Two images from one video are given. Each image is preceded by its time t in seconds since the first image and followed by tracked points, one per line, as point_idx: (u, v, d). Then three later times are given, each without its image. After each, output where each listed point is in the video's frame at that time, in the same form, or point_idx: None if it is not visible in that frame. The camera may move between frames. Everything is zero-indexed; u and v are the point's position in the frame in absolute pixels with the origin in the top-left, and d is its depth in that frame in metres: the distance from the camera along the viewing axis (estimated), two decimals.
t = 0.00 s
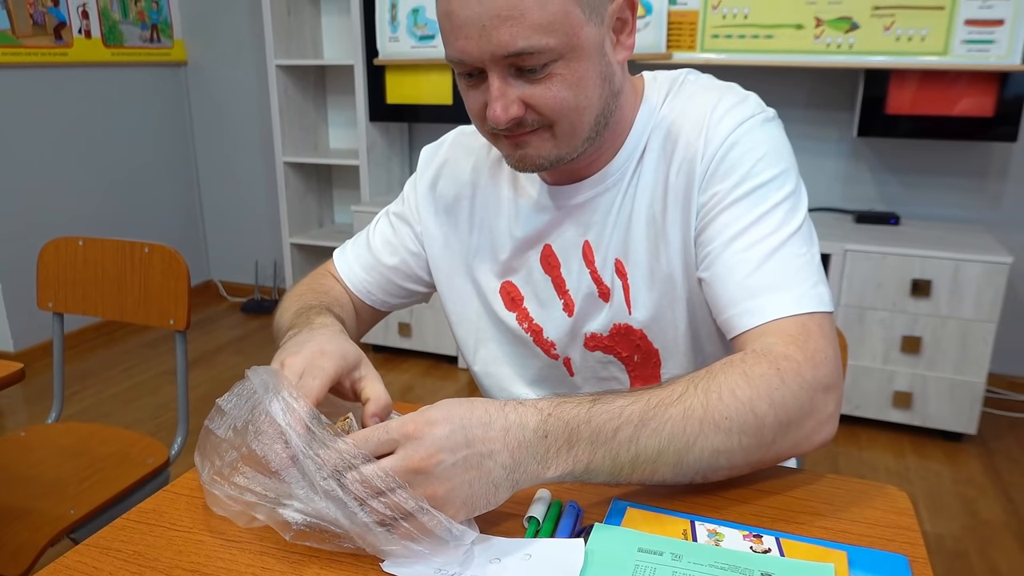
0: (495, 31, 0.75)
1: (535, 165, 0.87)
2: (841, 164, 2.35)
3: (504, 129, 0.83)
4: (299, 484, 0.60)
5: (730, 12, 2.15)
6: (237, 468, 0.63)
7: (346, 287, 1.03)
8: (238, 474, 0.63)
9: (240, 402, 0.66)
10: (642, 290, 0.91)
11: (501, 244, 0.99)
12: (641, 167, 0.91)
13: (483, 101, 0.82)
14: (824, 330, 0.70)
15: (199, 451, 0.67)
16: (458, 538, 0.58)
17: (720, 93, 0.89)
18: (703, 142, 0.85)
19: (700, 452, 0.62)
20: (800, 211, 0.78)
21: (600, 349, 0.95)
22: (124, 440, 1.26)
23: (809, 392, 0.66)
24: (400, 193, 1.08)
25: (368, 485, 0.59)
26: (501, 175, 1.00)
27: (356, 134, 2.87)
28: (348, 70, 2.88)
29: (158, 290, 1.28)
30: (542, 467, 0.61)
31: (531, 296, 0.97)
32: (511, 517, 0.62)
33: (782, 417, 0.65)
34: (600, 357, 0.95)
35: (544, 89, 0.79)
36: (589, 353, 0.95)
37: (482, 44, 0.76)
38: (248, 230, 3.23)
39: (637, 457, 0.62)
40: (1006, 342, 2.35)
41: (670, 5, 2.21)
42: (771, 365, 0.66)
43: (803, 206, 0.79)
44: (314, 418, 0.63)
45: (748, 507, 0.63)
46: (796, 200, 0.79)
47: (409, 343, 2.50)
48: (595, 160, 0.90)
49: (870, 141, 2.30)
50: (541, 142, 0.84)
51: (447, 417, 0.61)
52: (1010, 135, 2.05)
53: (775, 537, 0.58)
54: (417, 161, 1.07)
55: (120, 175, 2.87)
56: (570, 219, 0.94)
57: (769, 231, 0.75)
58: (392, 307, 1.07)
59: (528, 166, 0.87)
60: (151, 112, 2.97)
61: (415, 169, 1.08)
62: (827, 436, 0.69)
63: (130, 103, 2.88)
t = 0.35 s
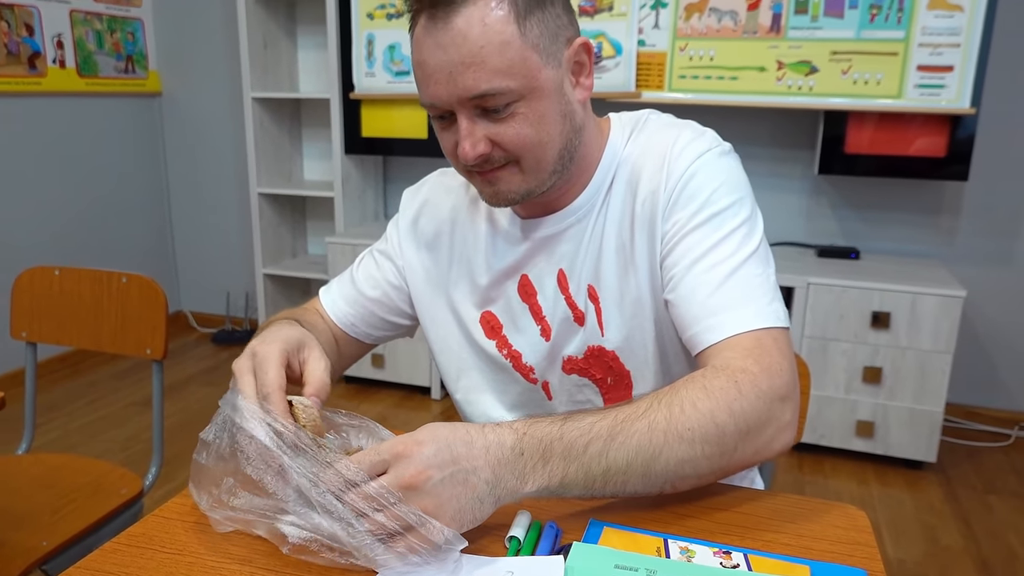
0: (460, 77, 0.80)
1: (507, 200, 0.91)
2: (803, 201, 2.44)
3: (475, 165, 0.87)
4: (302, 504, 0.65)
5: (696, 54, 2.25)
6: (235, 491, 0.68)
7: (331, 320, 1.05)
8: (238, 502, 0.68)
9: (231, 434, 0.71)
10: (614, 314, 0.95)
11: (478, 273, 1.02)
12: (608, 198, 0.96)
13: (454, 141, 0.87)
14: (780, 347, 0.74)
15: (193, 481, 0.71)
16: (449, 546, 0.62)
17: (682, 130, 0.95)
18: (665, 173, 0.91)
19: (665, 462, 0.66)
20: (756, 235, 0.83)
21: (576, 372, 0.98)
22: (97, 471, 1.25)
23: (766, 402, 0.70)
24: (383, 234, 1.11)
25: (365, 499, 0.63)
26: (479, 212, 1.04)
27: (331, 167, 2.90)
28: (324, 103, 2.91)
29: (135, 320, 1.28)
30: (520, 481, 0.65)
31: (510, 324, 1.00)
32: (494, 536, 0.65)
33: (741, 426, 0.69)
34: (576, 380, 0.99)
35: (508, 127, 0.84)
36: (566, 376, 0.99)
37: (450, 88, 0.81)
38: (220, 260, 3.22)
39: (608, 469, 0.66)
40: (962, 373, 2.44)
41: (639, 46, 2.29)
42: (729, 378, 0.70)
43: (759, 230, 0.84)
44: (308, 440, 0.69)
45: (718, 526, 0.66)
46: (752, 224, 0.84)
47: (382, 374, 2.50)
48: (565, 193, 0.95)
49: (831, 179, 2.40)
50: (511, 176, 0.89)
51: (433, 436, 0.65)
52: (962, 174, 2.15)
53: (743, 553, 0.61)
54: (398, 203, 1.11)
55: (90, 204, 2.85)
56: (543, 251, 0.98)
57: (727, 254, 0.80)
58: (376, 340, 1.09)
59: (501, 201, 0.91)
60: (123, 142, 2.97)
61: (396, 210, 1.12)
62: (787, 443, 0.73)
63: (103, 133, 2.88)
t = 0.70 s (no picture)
0: (422, 110, 0.83)
1: (477, 229, 0.93)
2: (772, 225, 2.50)
3: (442, 195, 0.90)
4: (306, 527, 0.69)
5: (664, 84, 2.31)
6: (233, 513, 0.71)
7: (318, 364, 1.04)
8: (240, 523, 0.71)
9: (229, 457, 0.74)
10: (588, 338, 0.97)
11: (451, 305, 1.04)
12: (575, 226, 0.99)
13: (421, 173, 0.90)
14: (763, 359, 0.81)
15: (188, 506, 0.74)
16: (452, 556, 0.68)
17: (642, 158, 1.00)
18: (631, 202, 0.95)
19: (672, 443, 0.74)
20: (728, 257, 0.89)
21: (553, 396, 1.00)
22: (71, 509, 1.23)
23: (764, 406, 0.77)
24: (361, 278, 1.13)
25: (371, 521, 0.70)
26: (450, 244, 1.06)
27: (307, 199, 2.91)
28: (298, 135, 2.94)
29: (112, 355, 1.28)
30: (543, 439, 0.72)
31: (486, 352, 1.03)
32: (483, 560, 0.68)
33: (739, 425, 0.76)
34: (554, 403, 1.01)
35: (470, 155, 0.87)
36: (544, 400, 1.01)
37: (413, 121, 0.84)
38: (194, 294, 3.20)
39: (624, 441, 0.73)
40: (930, 391, 2.49)
41: (609, 77, 2.36)
42: (734, 381, 0.77)
43: (728, 251, 0.90)
44: (312, 464, 0.74)
45: (699, 542, 0.69)
46: (721, 247, 0.90)
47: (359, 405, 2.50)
48: (530, 219, 0.98)
49: (798, 204, 2.46)
50: (479, 205, 0.91)
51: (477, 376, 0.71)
52: (923, 197, 2.22)
53: (726, 567, 0.64)
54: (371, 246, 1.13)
55: (61, 238, 2.82)
56: (512, 279, 1.00)
57: (709, 276, 0.86)
58: (362, 383, 1.09)
59: (471, 230, 0.94)
60: (96, 175, 2.96)
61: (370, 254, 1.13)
62: (777, 444, 0.81)
63: (74, 167, 2.86)
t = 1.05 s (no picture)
0: (428, 125, 0.84)
1: (474, 241, 0.95)
2: (745, 244, 2.54)
3: (443, 210, 0.90)
4: (288, 538, 0.70)
5: (638, 106, 2.35)
6: (213, 526, 0.71)
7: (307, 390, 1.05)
8: (221, 536, 0.71)
9: (209, 470, 0.74)
10: (575, 350, 1.00)
11: (435, 320, 1.05)
12: (556, 243, 1.01)
13: (420, 188, 0.90)
14: (757, 369, 0.89)
15: (167, 519, 0.73)
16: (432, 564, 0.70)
17: (624, 176, 1.04)
18: (622, 216, 0.99)
19: (686, 446, 0.82)
20: (716, 274, 0.95)
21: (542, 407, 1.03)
22: (43, 532, 1.21)
23: (764, 412, 0.86)
24: (342, 299, 1.14)
25: (354, 531, 0.71)
26: (433, 264, 1.07)
27: (283, 220, 2.90)
28: (275, 156, 2.93)
29: (86, 376, 1.27)
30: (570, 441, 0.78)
31: (473, 364, 1.05)
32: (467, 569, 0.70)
33: (741, 431, 0.84)
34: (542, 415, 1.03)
35: (473, 170, 0.88)
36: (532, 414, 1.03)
37: (419, 137, 0.85)
38: (168, 316, 3.16)
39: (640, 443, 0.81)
40: (901, 405, 2.54)
41: (584, 98, 2.39)
42: (741, 393, 0.85)
43: (715, 268, 0.96)
44: (292, 476, 0.74)
45: (680, 547, 0.71)
46: (709, 264, 0.96)
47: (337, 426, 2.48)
48: (517, 233, 0.99)
49: (770, 223, 2.51)
50: (477, 218, 0.93)
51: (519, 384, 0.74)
52: (891, 216, 2.28)
53: (706, 571, 0.65)
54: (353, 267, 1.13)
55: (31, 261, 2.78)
56: (497, 291, 1.02)
57: (705, 294, 0.92)
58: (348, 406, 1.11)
59: (468, 242, 0.95)
60: (68, 196, 2.93)
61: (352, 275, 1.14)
62: (767, 444, 0.90)
63: (45, 189, 2.83)
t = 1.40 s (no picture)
0: (433, 127, 0.84)
1: (475, 242, 0.95)
2: (742, 242, 2.55)
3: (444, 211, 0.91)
4: (282, 536, 0.70)
5: (632, 105, 2.36)
6: (209, 524, 0.72)
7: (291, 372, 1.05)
8: (217, 535, 0.71)
9: (205, 469, 0.75)
10: (584, 349, 1.02)
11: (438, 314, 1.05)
12: (570, 241, 1.02)
13: (423, 186, 0.90)
14: (806, 338, 0.92)
15: (163, 517, 0.73)
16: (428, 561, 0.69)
17: (634, 176, 1.04)
18: (639, 225, 0.99)
19: (764, 417, 0.83)
20: (739, 256, 0.98)
21: (545, 406, 1.04)
22: (41, 534, 1.21)
23: (820, 374, 0.88)
24: (339, 289, 1.14)
25: (349, 527, 0.71)
26: (432, 260, 1.08)
27: (279, 222, 2.90)
28: (270, 158, 2.93)
29: (81, 377, 1.27)
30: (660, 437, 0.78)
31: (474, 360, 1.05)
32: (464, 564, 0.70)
33: (806, 396, 0.86)
34: (545, 414, 1.04)
35: (477, 174, 0.88)
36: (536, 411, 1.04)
37: (423, 137, 0.85)
38: (164, 318, 3.16)
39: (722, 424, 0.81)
40: (899, 402, 2.54)
41: (579, 98, 2.39)
42: (797, 356, 0.88)
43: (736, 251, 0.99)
44: (285, 474, 0.75)
45: (677, 541, 0.71)
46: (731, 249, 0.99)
47: (334, 427, 2.47)
48: (523, 232, 1.00)
49: (766, 221, 2.52)
50: (478, 221, 0.93)
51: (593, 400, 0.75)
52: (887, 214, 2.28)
53: (704, 564, 0.66)
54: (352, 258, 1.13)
55: (25, 264, 2.78)
56: (502, 287, 1.03)
57: (738, 275, 0.94)
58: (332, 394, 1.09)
59: (468, 243, 0.95)
60: (62, 199, 2.92)
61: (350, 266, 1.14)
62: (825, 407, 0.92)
63: (39, 191, 2.82)
